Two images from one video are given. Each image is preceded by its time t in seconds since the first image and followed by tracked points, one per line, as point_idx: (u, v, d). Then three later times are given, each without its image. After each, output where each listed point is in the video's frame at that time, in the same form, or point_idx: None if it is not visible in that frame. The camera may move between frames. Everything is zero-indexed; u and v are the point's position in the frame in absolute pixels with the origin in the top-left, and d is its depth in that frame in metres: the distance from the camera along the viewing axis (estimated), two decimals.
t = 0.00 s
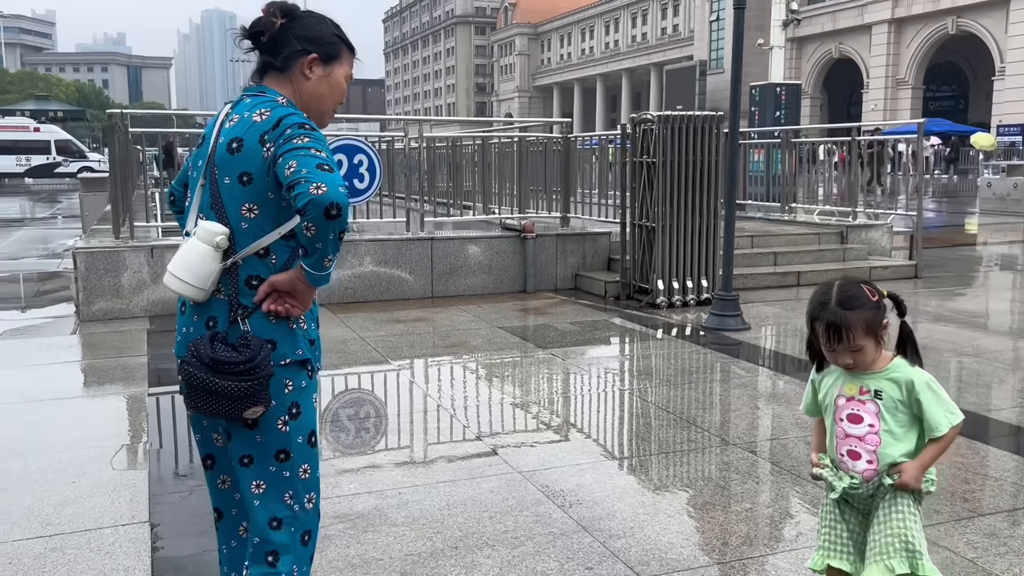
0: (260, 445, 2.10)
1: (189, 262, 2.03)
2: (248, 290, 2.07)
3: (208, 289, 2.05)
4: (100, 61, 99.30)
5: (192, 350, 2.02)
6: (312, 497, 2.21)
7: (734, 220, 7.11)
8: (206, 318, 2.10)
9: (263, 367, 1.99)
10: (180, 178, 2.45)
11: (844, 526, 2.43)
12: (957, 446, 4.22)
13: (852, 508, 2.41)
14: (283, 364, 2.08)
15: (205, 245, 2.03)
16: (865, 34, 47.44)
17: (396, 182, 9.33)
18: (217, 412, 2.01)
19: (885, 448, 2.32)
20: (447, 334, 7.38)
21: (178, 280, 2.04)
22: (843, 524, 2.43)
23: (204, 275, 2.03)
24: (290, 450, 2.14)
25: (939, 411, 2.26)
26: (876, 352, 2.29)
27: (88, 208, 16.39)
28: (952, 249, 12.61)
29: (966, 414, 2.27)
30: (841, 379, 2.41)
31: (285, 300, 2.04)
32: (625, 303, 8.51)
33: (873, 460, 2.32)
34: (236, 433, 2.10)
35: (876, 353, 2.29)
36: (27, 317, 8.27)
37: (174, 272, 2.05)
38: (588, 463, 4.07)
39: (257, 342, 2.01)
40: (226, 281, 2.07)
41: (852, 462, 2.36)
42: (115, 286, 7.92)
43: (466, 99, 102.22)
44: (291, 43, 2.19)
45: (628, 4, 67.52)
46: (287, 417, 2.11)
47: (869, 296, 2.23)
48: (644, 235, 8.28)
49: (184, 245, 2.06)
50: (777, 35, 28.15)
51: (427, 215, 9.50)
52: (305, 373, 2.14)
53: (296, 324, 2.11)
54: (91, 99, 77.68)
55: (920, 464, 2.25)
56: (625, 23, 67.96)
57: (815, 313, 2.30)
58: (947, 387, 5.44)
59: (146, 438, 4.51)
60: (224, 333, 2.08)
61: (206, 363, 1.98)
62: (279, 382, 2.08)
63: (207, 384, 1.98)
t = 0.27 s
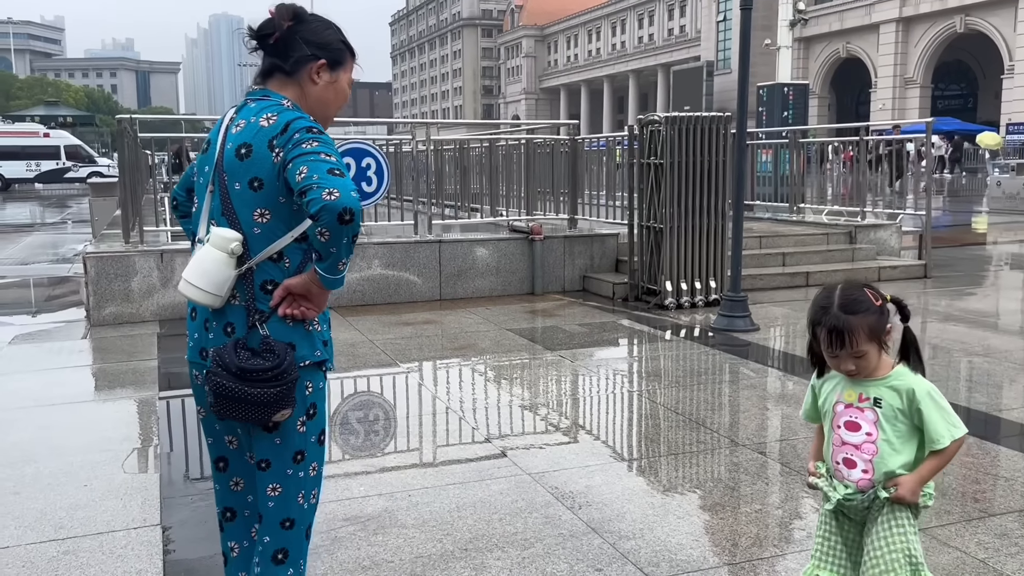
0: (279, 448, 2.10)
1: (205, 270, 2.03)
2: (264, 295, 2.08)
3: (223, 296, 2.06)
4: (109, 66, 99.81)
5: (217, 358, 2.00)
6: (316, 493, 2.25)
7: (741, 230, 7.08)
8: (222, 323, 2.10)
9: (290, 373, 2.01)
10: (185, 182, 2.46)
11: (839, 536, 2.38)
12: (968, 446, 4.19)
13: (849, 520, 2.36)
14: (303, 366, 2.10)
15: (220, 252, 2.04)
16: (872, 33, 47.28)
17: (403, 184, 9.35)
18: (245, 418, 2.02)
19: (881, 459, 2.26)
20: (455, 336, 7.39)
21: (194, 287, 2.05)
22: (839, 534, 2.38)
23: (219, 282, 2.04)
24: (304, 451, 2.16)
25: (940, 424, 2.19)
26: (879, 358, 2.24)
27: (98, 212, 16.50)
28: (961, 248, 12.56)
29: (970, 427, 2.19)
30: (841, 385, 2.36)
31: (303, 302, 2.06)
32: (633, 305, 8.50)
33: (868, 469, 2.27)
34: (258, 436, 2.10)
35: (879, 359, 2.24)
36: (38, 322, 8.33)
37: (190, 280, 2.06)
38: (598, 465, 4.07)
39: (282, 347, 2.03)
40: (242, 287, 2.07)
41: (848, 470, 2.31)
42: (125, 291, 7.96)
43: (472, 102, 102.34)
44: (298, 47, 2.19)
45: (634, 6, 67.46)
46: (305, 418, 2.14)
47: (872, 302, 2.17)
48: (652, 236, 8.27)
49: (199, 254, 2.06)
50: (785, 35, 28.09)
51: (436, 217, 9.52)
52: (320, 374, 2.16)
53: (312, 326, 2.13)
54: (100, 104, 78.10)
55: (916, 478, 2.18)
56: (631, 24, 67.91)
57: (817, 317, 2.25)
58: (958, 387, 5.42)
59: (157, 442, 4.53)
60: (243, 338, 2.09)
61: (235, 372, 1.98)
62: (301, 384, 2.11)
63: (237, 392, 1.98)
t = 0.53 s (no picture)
0: (301, 453, 2.13)
1: (229, 284, 2.06)
2: (288, 305, 2.12)
3: (247, 309, 2.09)
4: (120, 73, 100.46)
5: (250, 371, 2.02)
6: (331, 500, 2.27)
7: (753, 225, 7.08)
8: (245, 334, 2.13)
9: (324, 382, 2.05)
10: (181, 184, 2.48)
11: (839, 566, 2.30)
12: (982, 449, 4.15)
13: (847, 550, 2.27)
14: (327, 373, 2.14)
15: (244, 267, 2.06)
16: (882, 33, 47.08)
17: (413, 189, 9.37)
18: (276, 430, 2.03)
19: (883, 490, 2.17)
20: (466, 340, 7.40)
21: (219, 301, 2.07)
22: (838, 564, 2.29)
23: (244, 296, 2.06)
24: (323, 457, 2.19)
25: (950, 457, 2.08)
26: (885, 385, 2.16)
27: (110, 218, 16.60)
28: (974, 249, 12.49)
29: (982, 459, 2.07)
30: (843, 407, 2.28)
31: (326, 311, 2.10)
32: (643, 308, 8.50)
33: (866, 498, 2.19)
34: (282, 443, 2.12)
35: (885, 385, 2.15)
36: (52, 328, 8.39)
37: (214, 294, 2.08)
38: (609, 469, 4.07)
39: (313, 356, 2.07)
40: (265, 298, 2.10)
41: (847, 498, 2.24)
42: (138, 296, 8.01)
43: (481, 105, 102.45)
44: (311, 52, 2.21)
45: (643, 8, 67.40)
46: (327, 423, 2.17)
47: (879, 325, 2.09)
48: (662, 239, 8.26)
49: (220, 268, 2.08)
50: (794, 36, 28.03)
51: (446, 221, 9.54)
52: (340, 379, 2.21)
53: (334, 333, 2.17)
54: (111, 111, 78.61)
55: (918, 510, 2.10)
56: (640, 26, 67.85)
57: (820, 339, 2.16)
58: (972, 390, 5.38)
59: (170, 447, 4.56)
60: (269, 348, 2.12)
61: (269, 383, 2.00)
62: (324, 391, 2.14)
63: (271, 404, 2.00)
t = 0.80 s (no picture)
0: (312, 463, 2.14)
1: (244, 302, 2.08)
2: (302, 319, 2.15)
3: (262, 325, 2.12)
4: (131, 81, 101.08)
5: (268, 389, 2.05)
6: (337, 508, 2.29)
7: (761, 237, 7.06)
8: (257, 348, 2.17)
9: (342, 398, 2.09)
10: (177, 189, 2.49)
11: None
12: (994, 453, 4.09)
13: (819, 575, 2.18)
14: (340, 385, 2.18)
15: (260, 284, 2.09)
16: (890, 35, 46.93)
17: (421, 195, 9.39)
18: (293, 445, 2.06)
19: (849, 513, 2.07)
20: (475, 346, 7.40)
21: (234, 318, 2.10)
22: None
23: (261, 313, 2.10)
24: (332, 466, 2.21)
25: (912, 479, 1.94)
26: (843, 403, 2.05)
27: (121, 226, 16.70)
28: (985, 250, 12.42)
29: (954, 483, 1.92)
30: (808, 425, 2.19)
31: (339, 324, 2.13)
32: (652, 312, 8.48)
33: (832, 521, 2.11)
34: (291, 454, 2.12)
35: (843, 403, 2.05)
36: (63, 336, 8.44)
37: (229, 311, 2.10)
38: (617, 476, 4.04)
39: (330, 372, 2.11)
40: (280, 315, 2.14)
41: (814, 521, 2.16)
42: (148, 305, 8.05)
43: (489, 110, 102.59)
44: (322, 64, 2.22)
45: (650, 12, 67.40)
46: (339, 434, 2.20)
47: (833, 340, 1.99)
48: (670, 243, 8.25)
49: (234, 285, 2.11)
50: (802, 38, 27.98)
51: (454, 227, 9.54)
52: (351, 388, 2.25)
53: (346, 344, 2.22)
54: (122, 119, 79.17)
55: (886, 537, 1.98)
56: (647, 30, 67.83)
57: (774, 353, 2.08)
58: (983, 393, 5.33)
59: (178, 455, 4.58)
60: (284, 363, 2.15)
61: (287, 400, 2.02)
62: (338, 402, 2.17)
63: (290, 420, 2.02)
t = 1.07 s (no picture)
0: (321, 464, 2.20)
1: (262, 309, 2.12)
2: (313, 323, 2.21)
3: (275, 330, 2.17)
4: (139, 90, 101.46)
5: (290, 390, 2.11)
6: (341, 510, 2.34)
7: (768, 240, 7.05)
8: (269, 354, 2.21)
9: (360, 397, 2.17)
10: (171, 202, 2.56)
11: None
12: (1005, 455, 4.05)
13: None
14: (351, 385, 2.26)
15: (273, 290, 2.13)
16: (897, 36, 46.80)
17: (428, 200, 9.41)
18: (312, 445, 2.13)
19: (795, 528, 2.02)
20: (483, 351, 7.41)
21: (249, 324, 2.14)
22: None
23: (276, 319, 2.14)
24: (339, 466, 2.27)
25: (861, 491, 1.91)
26: (789, 412, 1.99)
27: (129, 234, 16.75)
28: (994, 251, 12.36)
29: (901, 496, 1.90)
30: (755, 438, 2.14)
31: (349, 328, 2.22)
32: (659, 315, 8.47)
33: (779, 538, 2.05)
34: (301, 454, 2.19)
35: (791, 413, 1.99)
36: (73, 344, 8.47)
37: (245, 317, 2.14)
38: (625, 480, 4.04)
39: (346, 372, 2.19)
40: (292, 320, 2.19)
41: (759, 538, 2.09)
42: (156, 312, 8.08)
43: (495, 115, 102.67)
44: (317, 74, 2.29)
45: (655, 15, 67.37)
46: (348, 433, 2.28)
47: (781, 346, 1.94)
48: (677, 246, 8.25)
49: (246, 292, 2.14)
50: (808, 40, 27.90)
51: (460, 232, 9.55)
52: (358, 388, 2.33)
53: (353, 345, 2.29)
54: (129, 128, 79.46)
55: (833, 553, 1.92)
56: (652, 33, 67.78)
57: (720, 359, 2.01)
58: (993, 394, 5.29)
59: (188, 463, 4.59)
60: (297, 366, 2.21)
61: (309, 400, 2.09)
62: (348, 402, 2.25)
63: (313, 420, 2.09)
